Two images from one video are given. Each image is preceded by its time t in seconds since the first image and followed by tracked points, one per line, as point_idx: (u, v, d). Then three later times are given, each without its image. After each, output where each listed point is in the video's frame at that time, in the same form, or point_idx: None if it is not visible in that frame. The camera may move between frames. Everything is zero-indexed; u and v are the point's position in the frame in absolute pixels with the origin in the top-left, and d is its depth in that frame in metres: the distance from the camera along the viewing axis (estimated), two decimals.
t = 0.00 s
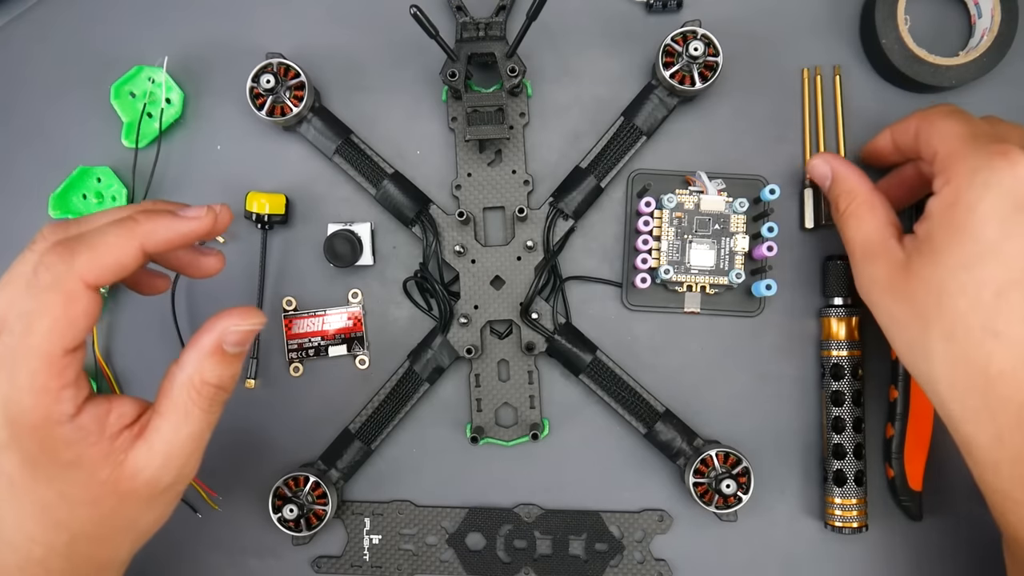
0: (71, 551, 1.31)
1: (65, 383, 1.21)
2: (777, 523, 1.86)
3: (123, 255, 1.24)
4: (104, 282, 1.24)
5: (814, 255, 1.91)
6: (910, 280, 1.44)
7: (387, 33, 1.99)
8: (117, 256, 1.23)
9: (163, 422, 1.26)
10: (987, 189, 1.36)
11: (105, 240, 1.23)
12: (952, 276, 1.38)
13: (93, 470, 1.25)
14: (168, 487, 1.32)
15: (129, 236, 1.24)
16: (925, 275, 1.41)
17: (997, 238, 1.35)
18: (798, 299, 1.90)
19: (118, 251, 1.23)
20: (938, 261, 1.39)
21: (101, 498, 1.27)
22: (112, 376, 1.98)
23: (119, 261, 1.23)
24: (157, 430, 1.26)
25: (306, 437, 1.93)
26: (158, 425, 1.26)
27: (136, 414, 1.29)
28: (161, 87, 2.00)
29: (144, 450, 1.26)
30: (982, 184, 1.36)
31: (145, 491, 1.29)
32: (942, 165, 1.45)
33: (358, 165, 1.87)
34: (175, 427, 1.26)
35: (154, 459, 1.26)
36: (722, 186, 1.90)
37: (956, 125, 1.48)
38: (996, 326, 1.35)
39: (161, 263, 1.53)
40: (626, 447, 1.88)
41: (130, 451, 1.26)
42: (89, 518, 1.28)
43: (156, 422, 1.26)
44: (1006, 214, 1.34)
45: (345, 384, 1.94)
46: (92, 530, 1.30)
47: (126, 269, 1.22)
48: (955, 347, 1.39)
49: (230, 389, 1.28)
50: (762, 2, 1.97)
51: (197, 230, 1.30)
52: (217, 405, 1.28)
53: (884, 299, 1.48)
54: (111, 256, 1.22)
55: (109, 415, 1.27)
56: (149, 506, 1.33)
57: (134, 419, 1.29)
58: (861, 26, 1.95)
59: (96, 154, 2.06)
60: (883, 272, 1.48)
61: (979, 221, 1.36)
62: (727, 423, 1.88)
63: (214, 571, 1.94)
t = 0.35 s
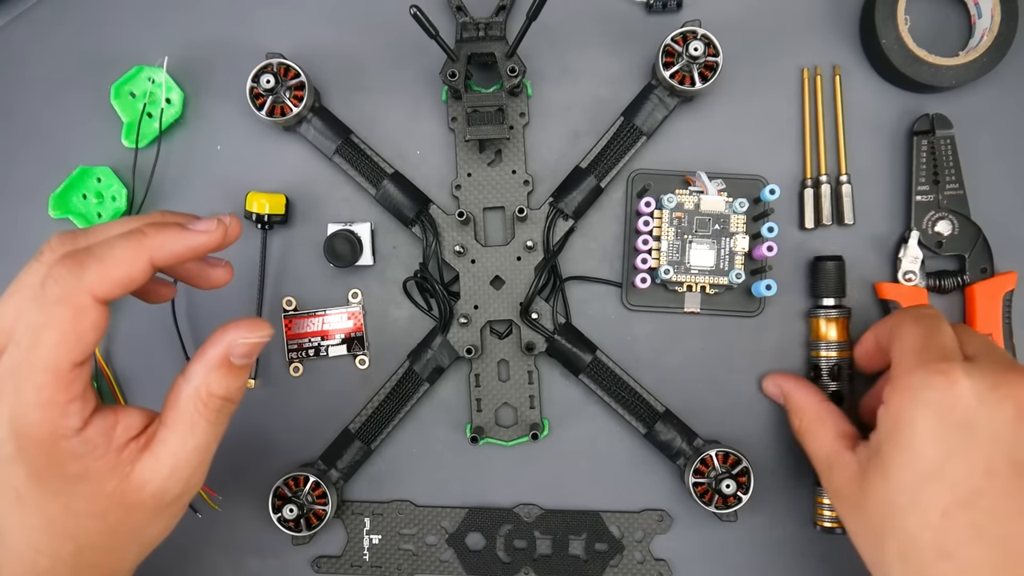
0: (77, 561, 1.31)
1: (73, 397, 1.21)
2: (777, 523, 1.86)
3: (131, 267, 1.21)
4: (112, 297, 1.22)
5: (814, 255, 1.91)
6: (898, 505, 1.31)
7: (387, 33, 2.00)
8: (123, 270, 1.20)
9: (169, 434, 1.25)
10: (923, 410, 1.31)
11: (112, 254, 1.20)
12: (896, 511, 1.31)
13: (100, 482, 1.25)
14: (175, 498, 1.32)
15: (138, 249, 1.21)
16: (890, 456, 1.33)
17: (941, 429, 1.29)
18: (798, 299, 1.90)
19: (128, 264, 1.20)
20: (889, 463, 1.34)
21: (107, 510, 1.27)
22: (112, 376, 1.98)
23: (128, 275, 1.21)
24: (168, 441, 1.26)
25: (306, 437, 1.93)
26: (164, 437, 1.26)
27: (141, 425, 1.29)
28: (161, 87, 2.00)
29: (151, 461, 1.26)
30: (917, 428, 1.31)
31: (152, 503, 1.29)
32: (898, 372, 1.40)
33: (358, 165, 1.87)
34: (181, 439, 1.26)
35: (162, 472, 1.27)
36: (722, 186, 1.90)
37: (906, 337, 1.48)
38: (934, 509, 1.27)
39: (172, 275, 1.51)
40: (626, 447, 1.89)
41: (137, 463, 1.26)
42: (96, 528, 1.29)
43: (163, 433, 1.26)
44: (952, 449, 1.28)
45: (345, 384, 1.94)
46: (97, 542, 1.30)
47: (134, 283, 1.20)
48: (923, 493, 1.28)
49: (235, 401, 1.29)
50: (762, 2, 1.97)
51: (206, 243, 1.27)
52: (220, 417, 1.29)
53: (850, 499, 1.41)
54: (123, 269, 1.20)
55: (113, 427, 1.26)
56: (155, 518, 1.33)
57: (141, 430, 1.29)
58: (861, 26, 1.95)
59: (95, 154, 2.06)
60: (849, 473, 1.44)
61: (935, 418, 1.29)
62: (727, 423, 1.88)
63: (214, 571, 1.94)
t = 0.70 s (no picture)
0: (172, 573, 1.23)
1: (220, 392, 1.31)
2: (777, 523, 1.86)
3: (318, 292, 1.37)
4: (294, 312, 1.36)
5: (813, 255, 1.91)
6: (835, 497, 1.32)
7: (387, 33, 1.99)
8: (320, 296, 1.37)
9: (283, 472, 1.30)
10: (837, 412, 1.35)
11: (290, 286, 1.35)
12: (812, 495, 1.32)
13: (201, 491, 1.26)
14: (269, 540, 1.30)
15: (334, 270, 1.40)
16: (813, 441, 1.33)
17: (866, 404, 1.34)
18: (798, 299, 1.90)
19: (260, 320, 1.32)
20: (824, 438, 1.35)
21: (208, 528, 1.25)
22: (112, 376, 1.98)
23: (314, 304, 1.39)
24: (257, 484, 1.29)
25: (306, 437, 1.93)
26: (276, 475, 1.30)
27: (264, 455, 1.34)
28: (161, 87, 1.99)
29: (258, 492, 1.28)
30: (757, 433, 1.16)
31: (240, 539, 1.27)
32: (815, 370, 1.36)
33: (358, 165, 1.87)
34: (296, 480, 1.30)
35: (260, 513, 1.28)
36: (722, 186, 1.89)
37: (826, 343, 1.38)
38: (845, 514, 1.31)
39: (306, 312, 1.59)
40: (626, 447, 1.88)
41: (247, 486, 1.29)
42: None
43: (276, 471, 1.30)
44: (896, 428, 1.33)
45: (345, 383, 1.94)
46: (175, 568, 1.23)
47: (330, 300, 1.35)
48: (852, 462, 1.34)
49: (349, 460, 1.36)
50: (762, 2, 1.97)
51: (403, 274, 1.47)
52: (343, 471, 1.36)
53: (795, 479, 1.31)
54: (265, 314, 1.33)
55: (240, 448, 1.32)
56: (241, 555, 1.27)
57: (262, 457, 1.33)
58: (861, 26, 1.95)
59: (95, 154, 2.06)
60: (783, 466, 1.28)
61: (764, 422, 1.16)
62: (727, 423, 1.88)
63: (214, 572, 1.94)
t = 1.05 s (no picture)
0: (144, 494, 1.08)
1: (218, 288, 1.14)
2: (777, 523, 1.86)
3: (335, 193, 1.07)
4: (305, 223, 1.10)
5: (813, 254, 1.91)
6: (845, 501, 1.04)
7: (387, 33, 2.00)
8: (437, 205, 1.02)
9: (284, 354, 1.00)
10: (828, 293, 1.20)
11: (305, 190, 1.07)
12: (857, 501, 1.03)
13: (193, 381, 1.08)
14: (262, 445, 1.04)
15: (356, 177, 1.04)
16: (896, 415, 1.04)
17: (900, 375, 1.09)
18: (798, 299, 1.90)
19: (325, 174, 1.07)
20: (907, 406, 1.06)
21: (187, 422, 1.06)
22: (112, 376, 1.98)
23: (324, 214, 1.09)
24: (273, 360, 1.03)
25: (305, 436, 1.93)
26: (280, 358, 1.00)
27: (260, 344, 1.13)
28: (161, 87, 1.99)
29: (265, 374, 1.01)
30: (775, 397, 0.99)
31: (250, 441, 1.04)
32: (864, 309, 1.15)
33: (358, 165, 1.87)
34: (296, 364, 1.00)
35: (252, 408, 1.02)
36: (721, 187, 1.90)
37: (821, 262, 1.24)
38: (900, 506, 1.04)
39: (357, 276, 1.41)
40: (627, 447, 1.89)
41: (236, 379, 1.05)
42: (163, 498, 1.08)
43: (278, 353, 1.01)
44: (930, 410, 1.09)
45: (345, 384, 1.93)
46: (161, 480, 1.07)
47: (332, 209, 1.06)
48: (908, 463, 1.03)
49: (371, 351, 1.00)
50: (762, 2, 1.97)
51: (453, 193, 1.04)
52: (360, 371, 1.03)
53: (863, 472, 1.01)
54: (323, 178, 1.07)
55: (232, 333, 1.12)
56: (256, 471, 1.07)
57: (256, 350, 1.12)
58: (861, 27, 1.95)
59: (96, 154, 2.06)
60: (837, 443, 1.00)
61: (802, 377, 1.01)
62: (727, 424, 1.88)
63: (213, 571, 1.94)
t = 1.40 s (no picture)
0: (227, 474, 1.25)
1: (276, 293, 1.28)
2: (777, 523, 1.86)
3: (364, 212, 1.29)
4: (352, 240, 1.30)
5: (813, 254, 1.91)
6: (854, 524, 1.29)
7: (387, 33, 2.00)
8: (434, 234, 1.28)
9: (350, 333, 1.19)
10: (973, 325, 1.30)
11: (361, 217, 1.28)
12: (871, 529, 1.28)
13: (266, 369, 1.23)
14: (337, 413, 1.25)
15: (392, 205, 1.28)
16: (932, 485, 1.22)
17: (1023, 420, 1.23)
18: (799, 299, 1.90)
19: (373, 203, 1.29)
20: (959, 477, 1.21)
21: (265, 404, 1.23)
22: (112, 377, 1.98)
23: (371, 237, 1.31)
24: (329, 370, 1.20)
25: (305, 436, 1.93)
26: (345, 338, 1.20)
27: (316, 332, 1.28)
28: (161, 87, 1.99)
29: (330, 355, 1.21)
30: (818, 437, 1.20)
31: (322, 411, 1.23)
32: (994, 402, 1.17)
33: (358, 165, 1.86)
34: (360, 344, 1.19)
35: (329, 381, 1.22)
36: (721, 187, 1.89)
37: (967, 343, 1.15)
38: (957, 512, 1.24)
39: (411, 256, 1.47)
40: (627, 447, 1.89)
41: (306, 363, 1.23)
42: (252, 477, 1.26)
43: (343, 332, 1.20)
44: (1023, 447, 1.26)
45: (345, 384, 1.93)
46: (249, 456, 1.25)
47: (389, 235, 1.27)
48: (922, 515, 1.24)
49: (421, 332, 1.24)
50: (762, 2, 1.97)
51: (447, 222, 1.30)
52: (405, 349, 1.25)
53: (871, 508, 1.26)
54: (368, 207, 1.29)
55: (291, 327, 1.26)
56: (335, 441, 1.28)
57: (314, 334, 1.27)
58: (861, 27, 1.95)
59: (96, 154, 2.06)
60: (857, 485, 1.23)
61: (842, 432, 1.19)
62: (727, 424, 1.88)
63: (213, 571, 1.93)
